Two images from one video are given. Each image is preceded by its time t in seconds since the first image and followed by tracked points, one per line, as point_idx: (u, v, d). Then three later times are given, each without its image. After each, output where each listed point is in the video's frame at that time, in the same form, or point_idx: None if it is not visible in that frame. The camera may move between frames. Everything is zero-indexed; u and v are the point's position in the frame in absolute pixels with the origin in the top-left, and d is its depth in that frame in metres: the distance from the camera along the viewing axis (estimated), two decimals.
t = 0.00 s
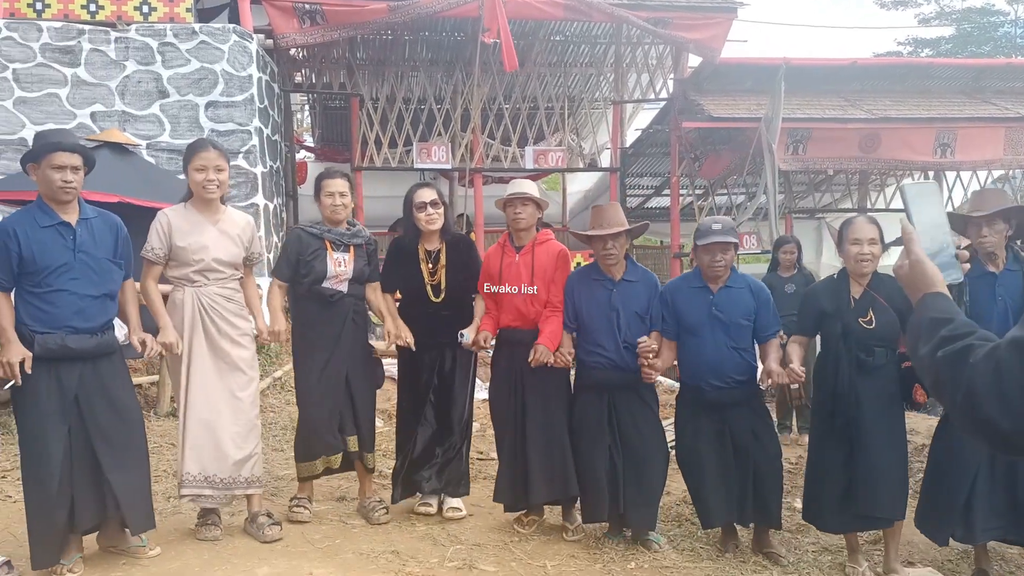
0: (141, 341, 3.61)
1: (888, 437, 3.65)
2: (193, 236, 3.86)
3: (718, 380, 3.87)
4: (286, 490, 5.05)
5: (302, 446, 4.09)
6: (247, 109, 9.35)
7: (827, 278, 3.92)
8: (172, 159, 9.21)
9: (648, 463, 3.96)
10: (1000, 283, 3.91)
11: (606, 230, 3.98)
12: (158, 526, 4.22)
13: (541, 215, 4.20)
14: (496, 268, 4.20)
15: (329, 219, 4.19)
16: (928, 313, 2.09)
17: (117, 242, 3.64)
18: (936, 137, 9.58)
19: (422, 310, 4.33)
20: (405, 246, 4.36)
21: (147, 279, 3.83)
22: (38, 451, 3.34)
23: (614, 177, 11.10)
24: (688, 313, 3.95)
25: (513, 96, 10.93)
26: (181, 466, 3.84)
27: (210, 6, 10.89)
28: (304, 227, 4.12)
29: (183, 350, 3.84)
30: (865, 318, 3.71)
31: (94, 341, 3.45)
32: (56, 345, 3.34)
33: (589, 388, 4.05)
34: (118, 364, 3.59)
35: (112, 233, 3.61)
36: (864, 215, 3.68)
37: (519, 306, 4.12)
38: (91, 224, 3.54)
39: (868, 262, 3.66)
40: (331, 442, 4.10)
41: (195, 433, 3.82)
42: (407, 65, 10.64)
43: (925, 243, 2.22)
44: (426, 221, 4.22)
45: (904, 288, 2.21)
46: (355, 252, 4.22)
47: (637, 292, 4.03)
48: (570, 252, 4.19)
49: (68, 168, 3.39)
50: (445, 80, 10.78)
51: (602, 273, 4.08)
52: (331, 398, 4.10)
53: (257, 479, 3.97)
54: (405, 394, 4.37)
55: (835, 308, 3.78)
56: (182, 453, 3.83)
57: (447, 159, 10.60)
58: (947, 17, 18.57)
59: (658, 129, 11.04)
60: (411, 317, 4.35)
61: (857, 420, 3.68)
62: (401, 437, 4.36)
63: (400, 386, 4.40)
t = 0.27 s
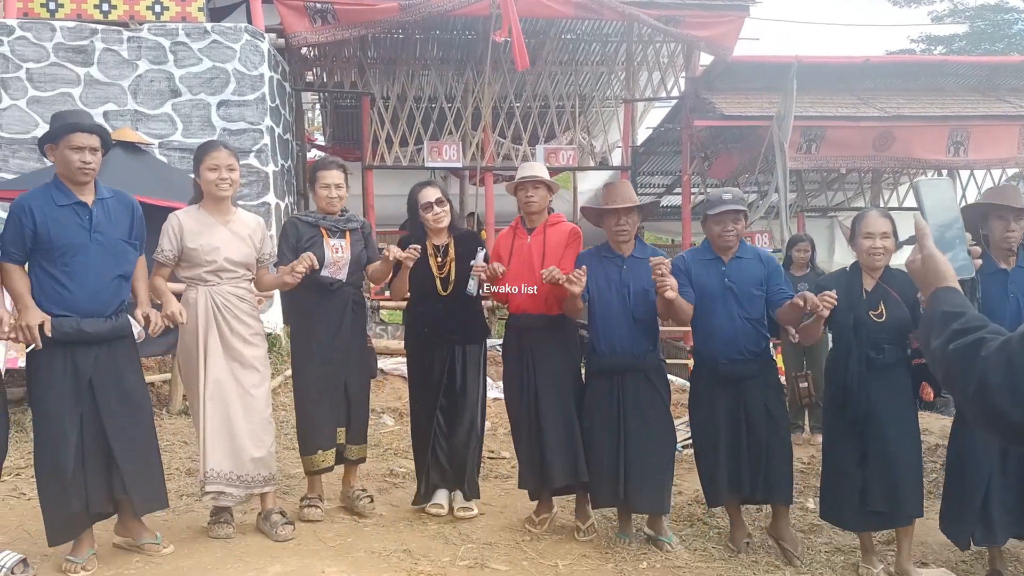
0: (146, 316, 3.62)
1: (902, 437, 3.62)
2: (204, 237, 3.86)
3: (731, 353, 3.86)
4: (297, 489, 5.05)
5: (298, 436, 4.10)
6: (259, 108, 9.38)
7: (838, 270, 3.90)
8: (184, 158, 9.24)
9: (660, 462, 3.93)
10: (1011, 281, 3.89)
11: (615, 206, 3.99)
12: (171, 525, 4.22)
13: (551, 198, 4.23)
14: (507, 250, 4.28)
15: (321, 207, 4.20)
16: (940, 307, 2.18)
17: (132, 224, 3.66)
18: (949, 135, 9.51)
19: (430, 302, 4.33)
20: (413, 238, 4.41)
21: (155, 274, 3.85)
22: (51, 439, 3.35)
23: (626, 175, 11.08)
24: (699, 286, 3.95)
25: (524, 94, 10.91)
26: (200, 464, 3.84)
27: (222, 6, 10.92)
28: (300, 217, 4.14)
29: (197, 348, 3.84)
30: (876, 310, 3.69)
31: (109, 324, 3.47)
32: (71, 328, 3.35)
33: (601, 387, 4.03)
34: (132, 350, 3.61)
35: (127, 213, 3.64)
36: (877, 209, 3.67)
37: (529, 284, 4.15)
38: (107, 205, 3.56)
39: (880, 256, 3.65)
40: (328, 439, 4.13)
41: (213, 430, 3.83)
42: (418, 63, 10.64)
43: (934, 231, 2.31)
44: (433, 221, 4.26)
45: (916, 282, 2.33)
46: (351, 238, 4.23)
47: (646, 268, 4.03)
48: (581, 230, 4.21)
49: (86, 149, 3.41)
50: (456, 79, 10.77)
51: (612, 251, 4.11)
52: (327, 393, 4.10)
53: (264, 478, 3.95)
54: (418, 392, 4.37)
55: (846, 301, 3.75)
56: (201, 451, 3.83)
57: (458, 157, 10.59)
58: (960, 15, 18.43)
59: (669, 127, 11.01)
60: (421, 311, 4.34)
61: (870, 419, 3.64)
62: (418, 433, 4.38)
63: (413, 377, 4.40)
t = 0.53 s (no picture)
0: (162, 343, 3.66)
1: (912, 438, 3.60)
2: (214, 235, 3.87)
3: (746, 388, 3.83)
4: (304, 488, 5.05)
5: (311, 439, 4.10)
6: (268, 108, 9.40)
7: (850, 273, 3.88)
8: (194, 158, 9.27)
9: (668, 462, 3.93)
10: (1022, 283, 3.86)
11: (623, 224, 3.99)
12: (180, 523, 4.24)
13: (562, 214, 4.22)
14: (515, 268, 4.26)
15: (330, 211, 4.20)
16: (938, 309, 2.19)
17: (140, 243, 3.68)
18: (961, 134, 9.45)
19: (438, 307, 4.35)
20: (415, 253, 4.39)
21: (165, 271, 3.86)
22: (61, 448, 3.38)
23: (634, 175, 11.06)
24: (713, 324, 3.88)
25: (533, 93, 10.91)
26: (214, 460, 3.85)
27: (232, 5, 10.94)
28: (308, 223, 4.13)
29: (209, 345, 3.86)
30: (887, 316, 3.67)
31: (118, 341, 3.49)
32: (80, 347, 3.37)
33: (610, 388, 4.02)
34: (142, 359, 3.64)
35: (136, 232, 3.66)
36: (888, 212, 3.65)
37: (537, 307, 4.17)
38: (116, 225, 3.57)
39: (893, 258, 3.63)
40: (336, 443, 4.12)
41: (226, 427, 3.84)
42: (427, 63, 10.64)
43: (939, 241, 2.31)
44: (438, 236, 4.22)
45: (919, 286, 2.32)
46: (360, 245, 4.22)
47: (658, 299, 3.97)
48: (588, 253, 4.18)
49: (104, 170, 3.44)
50: (465, 78, 10.78)
51: (621, 277, 4.04)
52: (336, 395, 4.11)
53: (279, 476, 3.96)
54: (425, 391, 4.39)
55: (857, 304, 3.74)
56: (215, 447, 3.84)
57: (467, 157, 10.61)
58: (972, 13, 18.29)
59: (678, 126, 10.98)
60: (430, 317, 4.37)
61: (880, 422, 3.64)
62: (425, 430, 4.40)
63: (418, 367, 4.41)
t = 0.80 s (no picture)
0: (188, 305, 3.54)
1: (921, 439, 3.60)
2: (229, 233, 3.88)
3: (757, 381, 3.82)
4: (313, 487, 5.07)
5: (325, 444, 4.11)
6: (276, 108, 9.42)
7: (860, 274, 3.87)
8: (203, 158, 9.29)
9: (675, 462, 3.94)
10: None
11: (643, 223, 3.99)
12: (188, 521, 4.26)
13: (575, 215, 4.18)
14: (527, 265, 4.24)
15: (343, 213, 4.19)
16: (951, 312, 2.20)
17: (150, 238, 3.69)
18: (971, 134, 9.41)
19: (443, 307, 4.34)
20: (421, 246, 4.34)
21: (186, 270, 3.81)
22: (72, 447, 3.38)
23: (642, 174, 11.05)
24: (729, 315, 3.89)
25: (540, 93, 10.91)
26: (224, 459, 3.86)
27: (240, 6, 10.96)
28: (321, 224, 4.13)
29: (221, 345, 3.87)
30: (897, 317, 3.66)
31: (132, 335, 3.51)
32: (95, 338, 3.38)
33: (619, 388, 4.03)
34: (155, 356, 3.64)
35: (145, 227, 3.67)
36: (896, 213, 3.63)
37: (548, 304, 4.13)
38: (124, 218, 3.59)
39: (899, 259, 3.61)
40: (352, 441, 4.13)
41: (237, 427, 3.85)
42: (434, 62, 10.66)
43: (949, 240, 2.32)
44: (445, 226, 4.21)
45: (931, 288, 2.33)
46: (374, 244, 4.22)
47: (673, 289, 4.01)
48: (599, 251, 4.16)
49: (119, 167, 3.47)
50: (472, 78, 10.79)
51: (637, 269, 4.09)
52: (350, 394, 4.12)
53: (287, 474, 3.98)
54: (434, 390, 4.40)
55: (866, 305, 3.73)
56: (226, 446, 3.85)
57: (474, 157, 10.62)
58: (982, 12, 18.16)
59: (686, 126, 10.97)
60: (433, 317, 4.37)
61: (890, 423, 3.63)
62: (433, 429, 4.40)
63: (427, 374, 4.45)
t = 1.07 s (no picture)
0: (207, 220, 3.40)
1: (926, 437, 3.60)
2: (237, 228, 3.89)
3: (767, 346, 3.87)
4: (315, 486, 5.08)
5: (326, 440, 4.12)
6: (280, 107, 9.43)
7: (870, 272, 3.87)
8: (206, 158, 9.29)
9: (680, 460, 3.94)
10: None
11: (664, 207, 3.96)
12: (191, 520, 4.27)
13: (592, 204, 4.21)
14: (542, 250, 4.27)
15: (354, 214, 4.23)
16: (961, 304, 2.27)
17: (164, 219, 3.69)
18: (975, 134, 9.40)
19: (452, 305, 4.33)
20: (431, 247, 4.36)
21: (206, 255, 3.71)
22: (84, 439, 3.38)
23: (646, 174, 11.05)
24: (744, 279, 3.94)
25: (544, 93, 10.91)
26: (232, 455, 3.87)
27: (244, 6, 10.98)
28: (330, 222, 4.19)
29: (230, 344, 3.87)
30: (903, 312, 3.66)
31: (144, 317, 3.52)
32: (109, 319, 3.39)
33: (626, 386, 4.03)
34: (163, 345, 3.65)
35: (159, 211, 3.68)
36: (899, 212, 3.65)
37: (564, 287, 4.14)
38: (139, 202, 3.61)
39: (893, 258, 3.63)
40: (356, 441, 4.14)
41: (246, 425, 3.86)
42: (438, 63, 10.67)
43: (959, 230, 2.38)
44: (454, 227, 4.25)
45: (940, 279, 2.39)
46: (379, 245, 4.25)
47: (688, 263, 4.04)
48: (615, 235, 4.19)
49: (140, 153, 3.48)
50: (476, 78, 10.80)
51: (653, 247, 4.10)
52: (356, 393, 4.13)
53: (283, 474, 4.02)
54: (435, 390, 4.37)
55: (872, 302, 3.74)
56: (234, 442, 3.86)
57: (478, 156, 10.62)
58: (987, 11, 18.07)
59: (690, 126, 10.96)
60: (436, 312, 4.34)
61: (895, 422, 3.63)
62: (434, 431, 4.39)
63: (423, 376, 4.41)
